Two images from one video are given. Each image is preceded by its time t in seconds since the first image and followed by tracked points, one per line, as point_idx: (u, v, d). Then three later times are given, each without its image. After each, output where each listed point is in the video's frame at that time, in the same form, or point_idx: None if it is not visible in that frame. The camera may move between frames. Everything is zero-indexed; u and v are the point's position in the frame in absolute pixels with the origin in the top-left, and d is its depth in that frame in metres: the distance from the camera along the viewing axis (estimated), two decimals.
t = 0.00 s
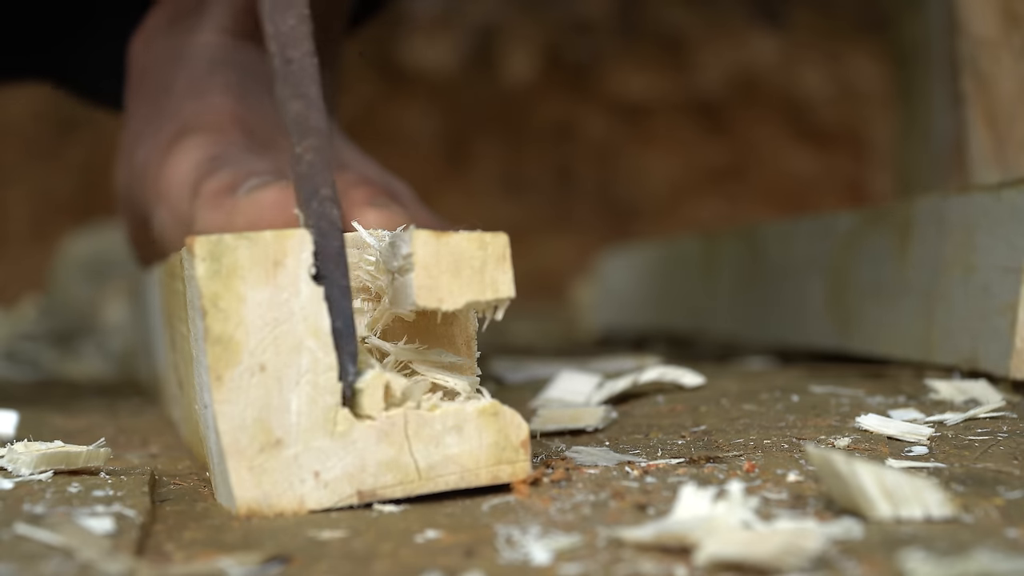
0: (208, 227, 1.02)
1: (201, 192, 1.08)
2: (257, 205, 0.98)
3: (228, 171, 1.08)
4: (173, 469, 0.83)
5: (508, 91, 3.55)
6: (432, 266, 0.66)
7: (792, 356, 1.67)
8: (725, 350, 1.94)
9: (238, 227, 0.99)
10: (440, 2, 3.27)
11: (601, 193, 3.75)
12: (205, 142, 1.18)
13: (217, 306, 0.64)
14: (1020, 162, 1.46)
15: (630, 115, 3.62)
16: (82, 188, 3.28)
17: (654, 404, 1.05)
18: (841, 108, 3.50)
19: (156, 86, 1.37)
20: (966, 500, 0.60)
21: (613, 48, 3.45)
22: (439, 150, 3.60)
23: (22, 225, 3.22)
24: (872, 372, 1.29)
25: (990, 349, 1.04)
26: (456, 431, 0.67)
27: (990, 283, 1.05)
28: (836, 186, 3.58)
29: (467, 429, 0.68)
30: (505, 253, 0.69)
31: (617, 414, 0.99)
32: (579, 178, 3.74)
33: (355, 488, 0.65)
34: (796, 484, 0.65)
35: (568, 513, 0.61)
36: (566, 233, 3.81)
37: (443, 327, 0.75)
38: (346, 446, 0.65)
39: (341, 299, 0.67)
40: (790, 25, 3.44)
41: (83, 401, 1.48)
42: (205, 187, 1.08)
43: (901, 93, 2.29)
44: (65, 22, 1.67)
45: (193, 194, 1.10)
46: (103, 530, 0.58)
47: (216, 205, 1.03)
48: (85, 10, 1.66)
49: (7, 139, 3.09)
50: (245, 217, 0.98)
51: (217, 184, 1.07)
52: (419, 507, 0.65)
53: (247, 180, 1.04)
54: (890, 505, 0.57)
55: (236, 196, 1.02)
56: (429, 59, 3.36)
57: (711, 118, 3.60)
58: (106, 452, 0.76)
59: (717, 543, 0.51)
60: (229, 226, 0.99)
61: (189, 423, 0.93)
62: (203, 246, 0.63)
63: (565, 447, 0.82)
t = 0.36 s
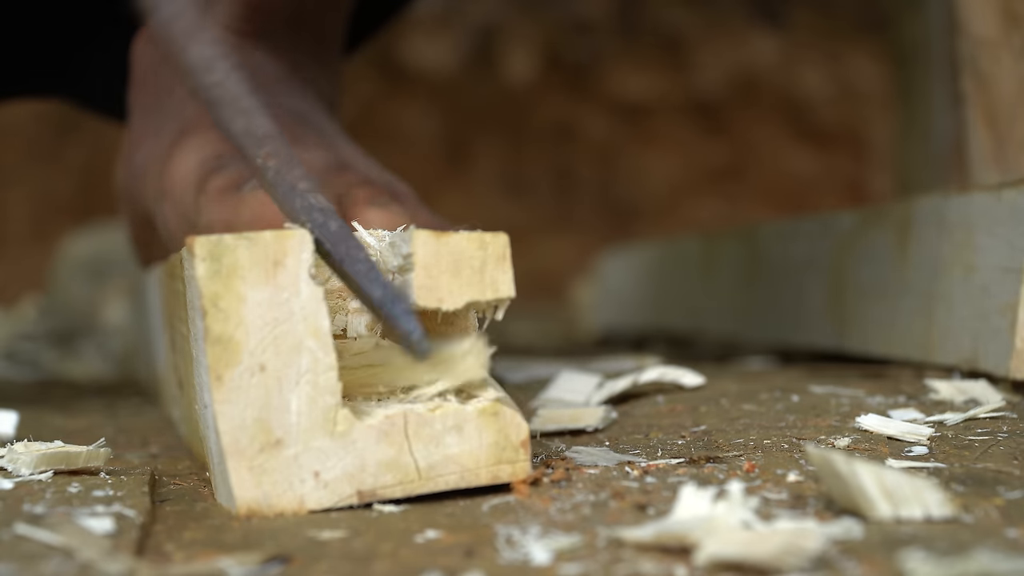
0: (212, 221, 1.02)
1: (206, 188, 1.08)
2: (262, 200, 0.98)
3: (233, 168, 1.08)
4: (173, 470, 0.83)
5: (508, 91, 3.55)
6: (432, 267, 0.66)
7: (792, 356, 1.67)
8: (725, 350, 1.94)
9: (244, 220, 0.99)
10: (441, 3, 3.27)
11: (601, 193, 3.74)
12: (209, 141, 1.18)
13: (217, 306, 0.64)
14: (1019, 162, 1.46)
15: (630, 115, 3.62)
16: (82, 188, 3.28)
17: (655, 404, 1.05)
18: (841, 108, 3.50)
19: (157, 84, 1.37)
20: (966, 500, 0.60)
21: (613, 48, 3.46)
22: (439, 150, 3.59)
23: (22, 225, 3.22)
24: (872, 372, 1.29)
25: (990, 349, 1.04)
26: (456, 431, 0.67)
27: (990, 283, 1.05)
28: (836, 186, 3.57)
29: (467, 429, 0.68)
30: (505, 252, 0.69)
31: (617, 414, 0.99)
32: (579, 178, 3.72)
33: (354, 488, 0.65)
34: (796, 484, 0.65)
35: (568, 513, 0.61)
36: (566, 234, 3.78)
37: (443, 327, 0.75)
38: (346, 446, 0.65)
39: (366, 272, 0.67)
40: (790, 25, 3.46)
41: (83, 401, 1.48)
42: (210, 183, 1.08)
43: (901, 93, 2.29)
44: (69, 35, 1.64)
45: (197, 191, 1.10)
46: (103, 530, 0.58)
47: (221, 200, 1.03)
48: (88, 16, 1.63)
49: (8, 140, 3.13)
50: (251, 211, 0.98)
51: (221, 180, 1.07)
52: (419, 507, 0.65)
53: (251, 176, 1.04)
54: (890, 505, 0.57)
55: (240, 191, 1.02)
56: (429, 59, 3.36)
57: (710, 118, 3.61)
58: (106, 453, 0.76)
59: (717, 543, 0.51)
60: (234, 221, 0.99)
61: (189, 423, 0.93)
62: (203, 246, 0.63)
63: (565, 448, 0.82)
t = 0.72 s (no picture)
0: (202, 230, 1.02)
1: (195, 196, 1.08)
2: (251, 208, 0.98)
3: (221, 174, 1.08)
4: (173, 469, 0.83)
5: (508, 91, 3.56)
6: (431, 267, 0.66)
7: (792, 356, 1.67)
8: (725, 351, 1.94)
9: (235, 228, 0.99)
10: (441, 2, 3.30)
11: (601, 193, 3.71)
12: (195, 147, 1.18)
13: (217, 306, 0.64)
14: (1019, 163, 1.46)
15: (630, 115, 3.62)
16: (83, 188, 3.27)
17: (654, 404, 1.05)
18: (841, 107, 3.51)
19: (147, 87, 1.37)
20: (966, 500, 0.60)
21: (613, 48, 3.49)
22: (439, 149, 3.59)
23: (22, 224, 3.21)
24: (872, 372, 1.29)
25: (990, 349, 1.04)
26: (456, 431, 0.67)
27: (989, 284, 1.05)
28: (836, 186, 3.56)
29: (467, 429, 0.68)
30: (505, 252, 0.68)
31: (617, 414, 0.99)
32: (578, 178, 3.70)
33: (355, 488, 0.65)
34: (796, 484, 0.65)
35: (568, 513, 0.61)
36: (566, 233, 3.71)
37: (443, 327, 0.75)
38: (346, 446, 0.65)
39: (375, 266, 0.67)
40: (790, 25, 3.53)
41: (83, 401, 1.48)
42: (199, 191, 1.08)
43: (901, 93, 2.29)
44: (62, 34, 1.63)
45: (187, 199, 1.10)
46: (103, 530, 0.58)
47: (209, 209, 1.03)
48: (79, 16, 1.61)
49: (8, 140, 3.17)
50: (241, 219, 0.98)
51: (210, 187, 1.07)
52: (419, 507, 0.65)
53: (240, 183, 1.04)
54: (890, 505, 0.57)
55: (229, 199, 1.02)
56: (429, 59, 3.36)
57: (710, 118, 3.61)
58: (106, 452, 0.76)
59: (717, 543, 0.51)
60: (224, 229, 0.99)
61: (189, 423, 0.93)
62: (204, 246, 0.64)
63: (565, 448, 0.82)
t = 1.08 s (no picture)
0: (203, 230, 1.02)
1: (195, 195, 1.08)
2: (252, 208, 0.98)
3: (221, 174, 1.08)
4: (173, 469, 0.83)
5: (508, 91, 3.55)
6: (432, 267, 0.66)
7: (792, 356, 1.67)
8: (725, 351, 1.94)
9: (236, 228, 0.99)
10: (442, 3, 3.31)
11: (601, 193, 3.71)
12: (197, 147, 1.18)
13: (217, 306, 0.64)
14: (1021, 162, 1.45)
15: (630, 115, 3.61)
16: (82, 189, 3.28)
17: (655, 404, 1.05)
18: (842, 107, 3.51)
19: (149, 87, 1.37)
20: (967, 500, 0.60)
21: (613, 48, 3.47)
22: (438, 149, 3.57)
23: (22, 225, 3.22)
24: (872, 372, 1.29)
25: (990, 349, 1.04)
26: (456, 431, 0.67)
27: (989, 283, 1.05)
28: (836, 186, 3.56)
29: (467, 429, 0.68)
30: (505, 252, 0.68)
31: (617, 414, 0.99)
32: (578, 178, 3.70)
33: (355, 488, 0.65)
34: (796, 484, 0.65)
35: (568, 513, 0.61)
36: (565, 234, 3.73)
37: (443, 327, 0.75)
38: (346, 446, 0.65)
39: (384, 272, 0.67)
40: (790, 25, 3.49)
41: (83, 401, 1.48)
42: (199, 190, 1.08)
43: (901, 93, 2.29)
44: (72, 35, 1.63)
45: (188, 199, 1.10)
46: (103, 530, 0.58)
47: (209, 208, 1.03)
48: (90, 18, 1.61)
49: (8, 140, 3.13)
50: (241, 219, 0.99)
51: (210, 186, 1.07)
52: (419, 507, 0.65)
53: (240, 182, 1.04)
54: (890, 505, 0.57)
55: (230, 198, 1.02)
56: (429, 59, 3.40)
57: (710, 118, 3.60)
58: (106, 453, 0.76)
59: (717, 543, 0.51)
60: (224, 229, 0.99)
61: (189, 423, 0.93)
62: (204, 246, 0.64)
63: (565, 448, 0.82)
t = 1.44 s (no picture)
0: (203, 230, 1.02)
1: (195, 196, 1.08)
2: (252, 208, 0.98)
3: (221, 174, 1.08)
4: (173, 469, 0.83)
5: (508, 91, 3.49)
6: (432, 267, 0.66)
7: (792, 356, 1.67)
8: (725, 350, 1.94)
9: (237, 228, 0.99)
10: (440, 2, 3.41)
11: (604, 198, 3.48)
12: (197, 147, 1.18)
13: (217, 306, 0.64)
14: None
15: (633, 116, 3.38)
16: (82, 189, 3.24)
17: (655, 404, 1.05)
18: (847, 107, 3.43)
19: (147, 86, 1.38)
20: (966, 500, 0.60)
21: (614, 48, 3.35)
22: (439, 150, 3.49)
23: (22, 225, 3.20)
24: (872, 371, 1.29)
25: (990, 350, 1.04)
26: (456, 431, 0.67)
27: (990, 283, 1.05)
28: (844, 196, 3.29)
29: (468, 429, 0.68)
30: (505, 253, 0.69)
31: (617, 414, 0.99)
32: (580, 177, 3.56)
33: (355, 488, 0.65)
34: (796, 484, 0.65)
35: (568, 513, 0.61)
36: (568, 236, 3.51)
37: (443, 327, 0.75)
38: (346, 446, 0.65)
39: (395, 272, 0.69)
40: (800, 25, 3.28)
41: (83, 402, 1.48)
42: (199, 190, 1.08)
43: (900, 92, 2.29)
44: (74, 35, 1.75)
45: (187, 199, 1.10)
46: (103, 530, 0.58)
47: (209, 208, 1.03)
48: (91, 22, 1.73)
49: (9, 139, 3.22)
50: (241, 219, 0.98)
51: (210, 187, 1.07)
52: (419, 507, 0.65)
53: (240, 183, 1.05)
54: (890, 505, 0.57)
55: (230, 198, 1.02)
56: (429, 59, 3.45)
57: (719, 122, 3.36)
58: (106, 453, 0.76)
59: (717, 543, 0.51)
60: (224, 229, 0.99)
61: (189, 423, 0.93)
62: (203, 246, 0.63)
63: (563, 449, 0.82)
